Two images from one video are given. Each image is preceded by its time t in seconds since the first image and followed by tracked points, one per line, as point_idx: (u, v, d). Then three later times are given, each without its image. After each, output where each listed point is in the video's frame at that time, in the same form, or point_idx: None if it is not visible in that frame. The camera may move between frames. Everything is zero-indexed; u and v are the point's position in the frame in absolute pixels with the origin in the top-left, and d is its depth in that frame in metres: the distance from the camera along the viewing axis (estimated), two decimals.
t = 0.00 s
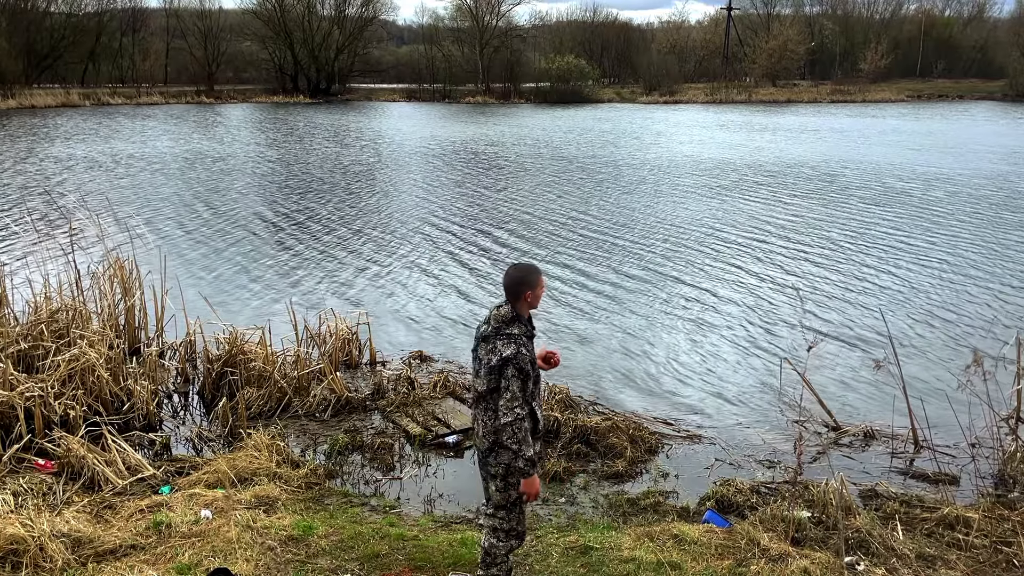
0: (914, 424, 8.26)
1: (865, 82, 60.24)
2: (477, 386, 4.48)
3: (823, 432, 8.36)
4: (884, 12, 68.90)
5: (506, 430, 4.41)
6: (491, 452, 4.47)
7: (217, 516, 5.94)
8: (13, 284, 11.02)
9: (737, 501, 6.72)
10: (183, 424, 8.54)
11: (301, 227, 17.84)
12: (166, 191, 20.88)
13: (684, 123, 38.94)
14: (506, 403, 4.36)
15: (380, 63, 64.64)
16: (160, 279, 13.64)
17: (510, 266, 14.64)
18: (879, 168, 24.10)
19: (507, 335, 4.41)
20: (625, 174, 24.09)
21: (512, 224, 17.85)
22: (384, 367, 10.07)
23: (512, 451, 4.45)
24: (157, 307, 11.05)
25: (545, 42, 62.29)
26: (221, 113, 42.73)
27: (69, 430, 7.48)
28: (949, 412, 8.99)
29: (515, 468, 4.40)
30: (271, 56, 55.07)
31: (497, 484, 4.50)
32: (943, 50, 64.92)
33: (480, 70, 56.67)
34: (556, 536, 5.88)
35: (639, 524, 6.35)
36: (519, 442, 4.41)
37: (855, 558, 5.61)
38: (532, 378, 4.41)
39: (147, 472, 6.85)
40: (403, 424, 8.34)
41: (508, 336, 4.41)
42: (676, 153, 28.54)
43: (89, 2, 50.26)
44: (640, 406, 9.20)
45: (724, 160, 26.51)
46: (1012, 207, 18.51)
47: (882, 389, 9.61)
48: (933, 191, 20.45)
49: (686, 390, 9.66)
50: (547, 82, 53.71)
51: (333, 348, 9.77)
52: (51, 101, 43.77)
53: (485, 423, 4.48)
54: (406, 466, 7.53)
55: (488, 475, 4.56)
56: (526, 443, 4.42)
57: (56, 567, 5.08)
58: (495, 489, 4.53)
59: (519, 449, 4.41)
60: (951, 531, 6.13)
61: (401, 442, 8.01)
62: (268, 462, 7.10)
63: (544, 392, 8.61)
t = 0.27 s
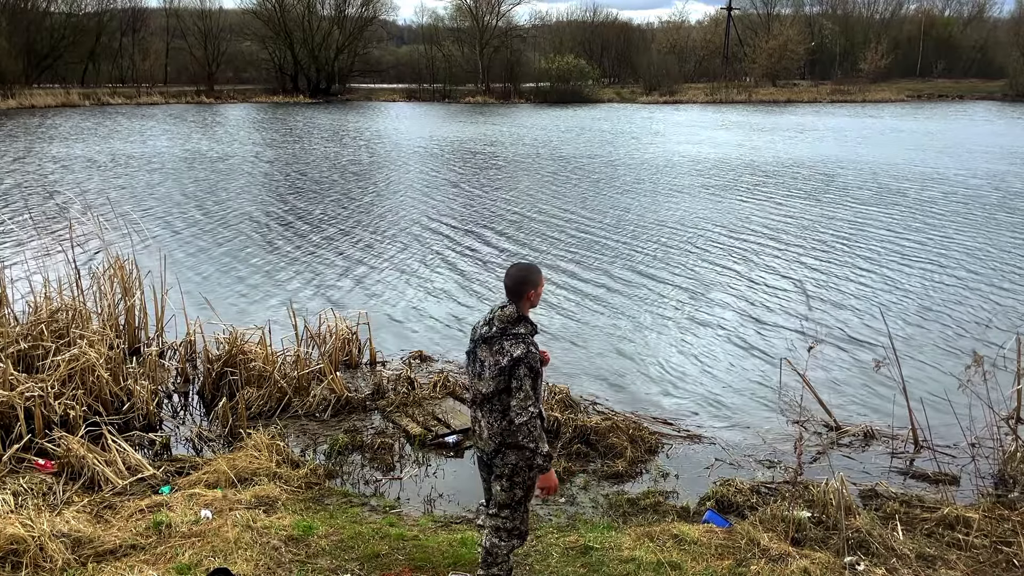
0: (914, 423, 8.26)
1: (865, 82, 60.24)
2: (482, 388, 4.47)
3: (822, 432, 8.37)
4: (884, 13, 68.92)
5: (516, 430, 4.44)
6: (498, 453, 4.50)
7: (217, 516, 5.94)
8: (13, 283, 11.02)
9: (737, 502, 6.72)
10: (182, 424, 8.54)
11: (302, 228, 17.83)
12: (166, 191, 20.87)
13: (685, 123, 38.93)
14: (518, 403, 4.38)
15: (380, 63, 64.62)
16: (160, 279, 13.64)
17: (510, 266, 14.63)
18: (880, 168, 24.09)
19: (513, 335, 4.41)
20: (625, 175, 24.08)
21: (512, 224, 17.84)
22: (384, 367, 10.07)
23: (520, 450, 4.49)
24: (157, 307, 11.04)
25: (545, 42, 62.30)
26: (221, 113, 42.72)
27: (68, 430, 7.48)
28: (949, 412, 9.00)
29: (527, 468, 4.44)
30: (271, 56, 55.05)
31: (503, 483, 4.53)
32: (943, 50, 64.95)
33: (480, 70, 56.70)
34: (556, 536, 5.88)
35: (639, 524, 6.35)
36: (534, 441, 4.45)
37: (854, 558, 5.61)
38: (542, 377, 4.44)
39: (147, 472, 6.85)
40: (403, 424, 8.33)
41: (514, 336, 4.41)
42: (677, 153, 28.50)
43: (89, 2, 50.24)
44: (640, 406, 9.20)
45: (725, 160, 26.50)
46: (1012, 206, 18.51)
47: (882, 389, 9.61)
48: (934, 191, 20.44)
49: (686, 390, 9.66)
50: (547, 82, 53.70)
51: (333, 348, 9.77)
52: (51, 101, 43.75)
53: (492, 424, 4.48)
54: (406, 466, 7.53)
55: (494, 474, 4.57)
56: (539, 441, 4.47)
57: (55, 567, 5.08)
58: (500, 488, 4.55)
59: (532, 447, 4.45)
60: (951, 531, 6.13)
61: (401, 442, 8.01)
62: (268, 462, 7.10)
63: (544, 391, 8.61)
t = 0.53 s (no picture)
0: (915, 423, 8.25)
1: (865, 82, 60.22)
2: (483, 387, 4.48)
3: (822, 432, 8.37)
4: (884, 13, 68.92)
5: (519, 430, 4.45)
6: (500, 453, 4.50)
7: (217, 516, 5.94)
8: (13, 284, 11.02)
9: (737, 502, 6.72)
10: (182, 424, 8.55)
11: (302, 228, 17.82)
12: (166, 191, 20.86)
13: (685, 123, 38.92)
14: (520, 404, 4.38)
15: (380, 63, 64.61)
16: (160, 279, 13.63)
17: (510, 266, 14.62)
18: (880, 168, 24.08)
19: (517, 335, 4.40)
20: (625, 174, 24.07)
21: (512, 224, 17.83)
22: (384, 367, 10.07)
23: (522, 451, 4.49)
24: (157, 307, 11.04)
25: (545, 42, 62.29)
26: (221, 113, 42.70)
27: (68, 430, 7.48)
28: (950, 412, 9.00)
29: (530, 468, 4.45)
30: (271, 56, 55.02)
31: (505, 483, 4.53)
32: (943, 50, 64.96)
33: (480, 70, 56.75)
34: (556, 536, 5.88)
35: (639, 524, 6.35)
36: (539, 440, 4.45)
37: (854, 558, 5.61)
38: (545, 377, 4.44)
39: (147, 472, 6.85)
40: (403, 424, 8.33)
41: (517, 336, 4.41)
42: (677, 152, 28.49)
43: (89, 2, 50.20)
44: (640, 406, 9.20)
45: (725, 160, 26.49)
46: (1011, 206, 18.52)
47: (882, 389, 9.61)
48: (934, 191, 20.43)
49: (686, 390, 9.66)
50: (547, 82, 53.68)
51: (333, 348, 9.77)
52: (51, 101, 43.74)
53: (495, 425, 4.49)
54: (406, 466, 7.53)
55: (496, 475, 4.58)
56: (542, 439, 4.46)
57: (55, 567, 5.08)
58: (502, 488, 4.56)
59: (535, 447, 4.46)
60: (951, 531, 6.13)
61: (401, 442, 8.01)
62: (268, 462, 7.09)
63: (544, 391, 8.61)
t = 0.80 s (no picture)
0: (915, 423, 8.25)
1: (865, 83, 60.22)
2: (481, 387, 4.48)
3: (822, 432, 8.37)
4: (884, 12, 68.90)
5: (517, 430, 4.44)
6: (498, 454, 4.51)
7: (217, 516, 5.94)
8: (12, 284, 11.02)
9: (737, 502, 6.73)
10: (182, 424, 8.55)
11: (302, 228, 17.82)
12: (166, 191, 20.86)
13: (685, 123, 38.94)
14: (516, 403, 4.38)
15: (380, 63, 64.61)
16: (160, 279, 13.64)
17: (510, 267, 14.63)
18: (880, 168, 24.09)
19: (515, 336, 4.40)
20: (625, 174, 24.06)
21: (512, 224, 17.82)
22: (384, 367, 10.07)
23: (521, 451, 4.49)
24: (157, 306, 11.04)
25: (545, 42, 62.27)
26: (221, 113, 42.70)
27: (68, 430, 7.48)
28: (949, 412, 9.00)
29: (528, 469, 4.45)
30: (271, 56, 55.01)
31: (504, 483, 4.54)
32: (943, 50, 64.97)
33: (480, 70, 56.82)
34: (556, 536, 5.88)
35: (639, 524, 6.35)
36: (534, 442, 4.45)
37: (855, 558, 5.61)
38: (544, 378, 4.43)
39: (148, 472, 6.85)
40: (403, 424, 8.33)
41: (516, 336, 4.41)
42: (677, 152, 28.48)
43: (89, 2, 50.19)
44: (640, 406, 9.21)
45: (725, 159, 26.48)
46: (1011, 206, 18.54)
47: (882, 390, 9.61)
48: (934, 191, 20.43)
49: (685, 390, 9.66)
50: (547, 82, 53.66)
51: (333, 348, 9.77)
52: (51, 101, 43.73)
53: (493, 425, 4.49)
54: (406, 466, 7.53)
55: (495, 474, 4.58)
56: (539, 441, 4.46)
57: (55, 567, 5.08)
58: (501, 488, 4.57)
59: (533, 448, 4.45)
60: (951, 531, 6.13)
61: (401, 442, 8.01)
62: (268, 462, 7.10)
63: (544, 391, 8.61)
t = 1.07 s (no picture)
0: (914, 423, 8.25)
1: (865, 83, 60.21)
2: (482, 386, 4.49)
3: (822, 432, 8.37)
4: (884, 12, 68.90)
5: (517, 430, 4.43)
6: (497, 453, 4.52)
7: (217, 516, 5.94)
8: (13, 283, 11.02)
9: (737, 501, 6.73)
10: (182, 424, 8.55)
11: (302, 228, 17.82)
12: (166, 191, 20.87)
13: (685, 123, 38.93)
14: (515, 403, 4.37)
15: (380, 63, 64.62)
16: (160, 279, 13.65)
17: (509, 267, 14.63)
18: (880, 168, 24.09)
19: (517, 335, 4.41)
20: (625, 175, 24.06)
21: (512, 224, 17.83)
22: (384, 367, 10.08)
23: (520, 451, 4.48)
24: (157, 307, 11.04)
25: (545, 42, 62.26)
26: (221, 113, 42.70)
27: (68, 430, 7.48)
28: (949, 412, 8.99)
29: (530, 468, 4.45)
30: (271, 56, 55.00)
31: (503, 483, 4.54)
32: (943, 50, 64.98)
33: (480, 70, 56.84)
34: (556, 536, 5.88)
35: (639, 524, 6.35)
36: (534, 442, 4.45)
37: (854, 558, 5.62)
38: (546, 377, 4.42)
39: (148, 472, 6.85)
40: (403, 424, 8.33)
41: (518, 336, 4.42)
42: (677, 152, 28.50)
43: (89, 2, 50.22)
44: (640, 406, 9.21)
45: (725, 159, 26.49)
46: (1010, 206, 18.54)
47: (882, 389, 9.61)
48: (934, 191, 20.43)
49: (685, 389, 9.67)
50: (547, 82, 53.66)
51: (333, 348, 9.77)
52: (52, 101, 43.73)
53: (493, 425, 4.50)
54: (406, 466, 7.53)
55: (495, 474, 4.59)
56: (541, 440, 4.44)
57: (55, 567, 5.08)
58: (501, 488, 4.57)
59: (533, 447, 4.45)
60: (951, 531, 6.13)
61: (401, 442, 8.00)
62: (268, 462, 7.10)
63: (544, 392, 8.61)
